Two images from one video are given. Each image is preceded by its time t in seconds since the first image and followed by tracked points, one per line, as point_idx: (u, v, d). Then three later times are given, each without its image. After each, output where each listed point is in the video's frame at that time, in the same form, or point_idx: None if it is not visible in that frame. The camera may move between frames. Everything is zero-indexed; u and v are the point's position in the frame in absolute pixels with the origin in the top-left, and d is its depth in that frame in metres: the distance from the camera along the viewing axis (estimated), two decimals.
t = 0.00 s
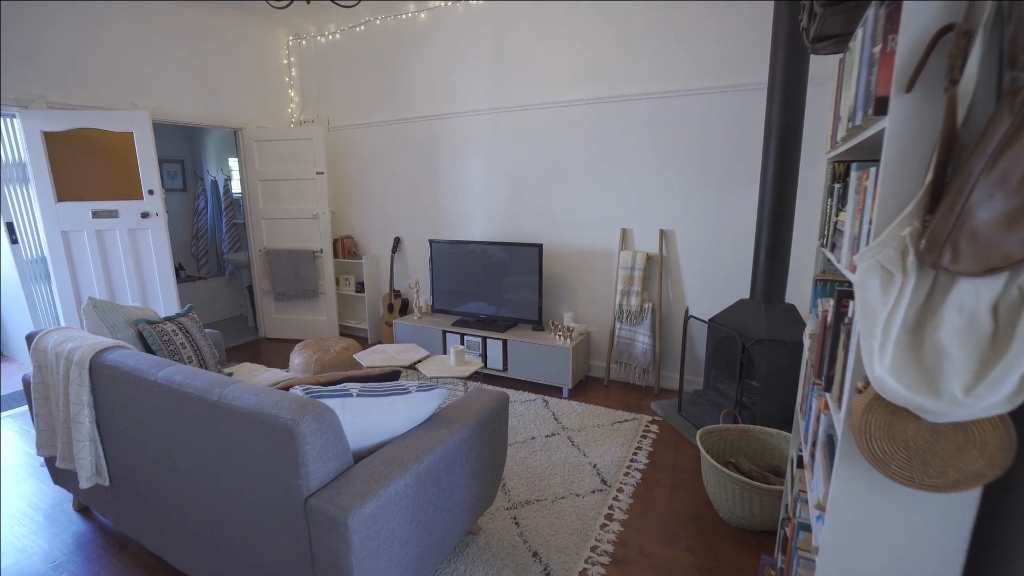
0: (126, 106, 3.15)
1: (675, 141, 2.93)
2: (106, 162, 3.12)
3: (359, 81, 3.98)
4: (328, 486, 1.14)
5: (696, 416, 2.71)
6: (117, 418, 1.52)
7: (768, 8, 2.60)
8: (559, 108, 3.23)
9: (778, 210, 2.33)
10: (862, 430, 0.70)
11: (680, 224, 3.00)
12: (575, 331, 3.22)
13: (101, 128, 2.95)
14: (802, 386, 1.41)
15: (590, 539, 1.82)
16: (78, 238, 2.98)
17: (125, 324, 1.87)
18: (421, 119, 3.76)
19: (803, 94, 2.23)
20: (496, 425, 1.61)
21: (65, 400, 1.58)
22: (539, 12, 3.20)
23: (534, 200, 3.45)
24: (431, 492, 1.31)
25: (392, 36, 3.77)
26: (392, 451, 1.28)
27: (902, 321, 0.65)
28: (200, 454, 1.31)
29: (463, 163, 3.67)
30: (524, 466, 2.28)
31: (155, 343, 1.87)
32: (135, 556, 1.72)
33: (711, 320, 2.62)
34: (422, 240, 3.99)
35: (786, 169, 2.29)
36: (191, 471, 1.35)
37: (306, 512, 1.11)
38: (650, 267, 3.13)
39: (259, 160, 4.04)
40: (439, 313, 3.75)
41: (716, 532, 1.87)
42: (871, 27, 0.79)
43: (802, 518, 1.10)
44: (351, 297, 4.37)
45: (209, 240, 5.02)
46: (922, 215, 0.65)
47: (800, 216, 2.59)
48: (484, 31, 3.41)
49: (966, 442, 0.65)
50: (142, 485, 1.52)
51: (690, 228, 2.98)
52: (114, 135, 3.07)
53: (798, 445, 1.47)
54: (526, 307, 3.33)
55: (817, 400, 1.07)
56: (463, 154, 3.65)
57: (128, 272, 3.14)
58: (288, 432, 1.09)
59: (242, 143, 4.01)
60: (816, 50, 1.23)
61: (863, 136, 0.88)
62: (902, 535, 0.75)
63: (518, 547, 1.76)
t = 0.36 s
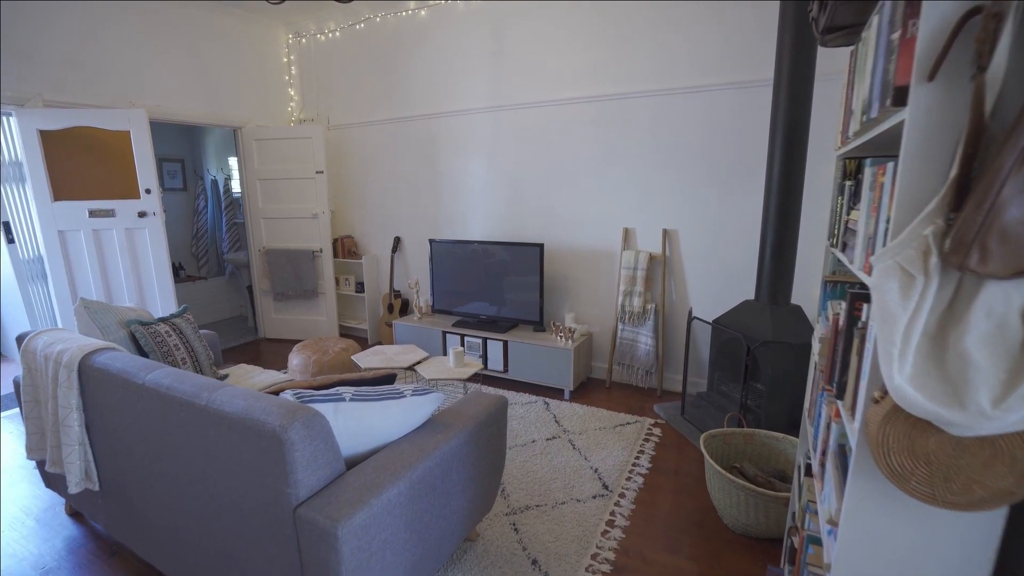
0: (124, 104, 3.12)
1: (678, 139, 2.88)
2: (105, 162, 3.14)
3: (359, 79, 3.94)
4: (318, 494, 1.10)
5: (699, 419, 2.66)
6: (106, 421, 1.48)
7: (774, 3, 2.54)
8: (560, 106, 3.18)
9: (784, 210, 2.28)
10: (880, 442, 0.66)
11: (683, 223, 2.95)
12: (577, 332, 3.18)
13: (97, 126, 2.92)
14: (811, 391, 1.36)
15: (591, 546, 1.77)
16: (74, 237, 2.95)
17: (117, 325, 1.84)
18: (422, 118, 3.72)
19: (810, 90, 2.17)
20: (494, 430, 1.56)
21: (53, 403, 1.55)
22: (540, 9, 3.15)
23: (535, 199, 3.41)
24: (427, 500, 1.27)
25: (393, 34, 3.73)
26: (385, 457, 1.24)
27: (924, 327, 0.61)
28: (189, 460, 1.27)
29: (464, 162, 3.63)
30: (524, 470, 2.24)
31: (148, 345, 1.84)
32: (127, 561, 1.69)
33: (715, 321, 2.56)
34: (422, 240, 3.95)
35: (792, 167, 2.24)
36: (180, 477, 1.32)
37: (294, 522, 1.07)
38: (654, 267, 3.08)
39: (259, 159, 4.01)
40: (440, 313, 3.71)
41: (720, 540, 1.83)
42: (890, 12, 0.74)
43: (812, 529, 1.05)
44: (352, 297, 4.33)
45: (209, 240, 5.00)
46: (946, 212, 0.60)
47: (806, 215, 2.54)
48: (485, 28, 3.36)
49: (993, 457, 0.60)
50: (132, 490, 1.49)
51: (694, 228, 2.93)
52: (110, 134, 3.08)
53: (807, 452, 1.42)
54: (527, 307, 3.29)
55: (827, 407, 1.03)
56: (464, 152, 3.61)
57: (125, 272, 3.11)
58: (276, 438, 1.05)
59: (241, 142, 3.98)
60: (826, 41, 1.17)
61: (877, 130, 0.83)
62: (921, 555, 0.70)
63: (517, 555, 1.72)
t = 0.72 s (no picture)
0: (122, 103, 3.09)
1: (682, 137, 2.82)
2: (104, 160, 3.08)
3: (360, 77, 3.91)
4: (307, 504, 1.05)
5: (703, 423, 2.61)
6: (95, 426, 1.45)
7: None
8: (562, 104, 3.14)
9: (791, 210, 2.23)
10: (901, 459, 0.61)
11: (687, 223, 2.90)
12: (578, 334, 3.14)
13: (94, 125, 2.90)
14: (820, 398, 1.31)
15: (592, 554, 1.73)
16: (71, 237, 2.93)
17: (109, 327, 1.81)
18: (422, 116, 3.68)
19: (817, 87, 2.12)
20: (492, 436, 1.52)
21: (42, 407, 1.52)
22: (542, 6, 3.11)
23: (537, 199, 3.36)
24: (421, 509, 1.22)
25: (393, 32, 3.69)
26: (378, 465, 1.20)
27: (949, 336, 0.56)
28: (176, 467, 1.24)
29: (465, 161, 3.59)
30: (524, 475, 2.19)
31: (140, 347, 1.80)
32: (118, 568, 1.66)
33: (720, 324, 2.51)
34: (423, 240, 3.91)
35: (799, 167, 2.19)
36: (169, 484, 1.28)
37: (282, 533, 1.03)
38: (657, 268, 3.03)
39: (259, 159, 3.98)
40: (440, 314, 3.67)
41: (725, 549, 1.78)
42: None
43: (822, 545, 1.01)
44: (352, 298, 4.30)
45: (210, 240, 4.98)
46: (974, 211, 0.56)
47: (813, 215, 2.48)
48: (486, 26, 3.32)
49: None
50: (121, 497, 1.45)
51: (698, 228, 2.87)
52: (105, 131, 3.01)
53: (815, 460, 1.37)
54: (528, 308, 3.25)
55: (838, 416, 0.98)
56: (465, 152, 3.56)
57: (123, 272, 3.09)
58: (263, 447, 1.01)
59: (241, 141, 3.95)
60: (837, 33, 1.12)
61: (894, 124, 0.78)
62: None
63: (516, 563, 1.67)
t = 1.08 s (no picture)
0: (120, 102, 3.07)
1: (686, 136, 2.77)
2: (100, 160, 3.06)
3: (360, 76, 3.87)
4: (294, 516, 1.01)
5: (707, 428, 2.56)
6: (81, 431, 1.41)
7: None
8: (564, 103, 3.09)
9: (798, 210, 2.18)
10: (920, 479, 0.56)
11: (691, 223, 2.85)
12: (580, 336, 3.09)
13: (92, 124, 2.88)
14: (829, 405, 1.27)
15: (591, 564, 1.68)
16: (68, 236, 2.91)
17: (100, 328, 1.77)
18: (423, 116, 3.64)
19: (824, 84, 2.07)
20: (489, 442, 1.48)
21: (28, 410, 1.49)
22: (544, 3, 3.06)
23: (538, 199, 3.32)
24: (414, 519, 1.18)
25: (393, 30, 3.65)
26: (369, 475, 1.16)
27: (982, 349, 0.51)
28: (162, 475, 1.20)
29: (466, 161, 3.55)
30: (523, 481, 2.15)
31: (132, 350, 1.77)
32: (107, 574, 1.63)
33: (724, 326, 2.46)
34: (423, 240, 3.87)
35: (806, 166, 2.14)
36: (155, 492, 1.24)
37: (267, 546, 0.99)
38: (660, 269, 2.98)
39: (258, 158, 3.95)
40: (440, 316, 3.63)
41: (728, 558, 1.73)
42: None
43: (833, 561, 0.96)
44: (352, 298, 4.27)
45: (210, 240, 4.96)
46: (1006, 211, 0.51)
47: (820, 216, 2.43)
48: (488, 24, 3.28)
49: None
50: (108, 503, 1.42)
51: (702, 228, 2.82)
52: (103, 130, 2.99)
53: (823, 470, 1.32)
54: (529, 310, 3.21)
55: (850, 427, 0.93)
56: (466, 151, 3.53)
57: (120, 273, 3.07)
58: (246, 456, 0.97)
59: (241, 140, 3.93)
60: (847, 25, 1.08)
61: (910, 119, 0.73)
62: None
63: (514, 573, 1.63)
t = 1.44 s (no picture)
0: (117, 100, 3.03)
1: (691, 134, 2.71)
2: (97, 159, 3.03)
3: (361, 74, 3.82)
4: (277, 531, 0.96)
5: (712, 433, 2.50)
6: (65, 437, 1.37)
7: None
8: (567, 100, 3.03)
9: (807, 211, 2.11)
10: (955, 512, 0.50)
11: (696, 224, 2.78)
12: (582, 338, 3.03)
13: (88, 123, 2.84)
14: (842, 416, 1.21)
15: None
16: (64, 236, 2.89)
17: (89, 331, 1.73)
18: (424, 114, 3.59)
19: (835, 80, 2.00)
20: (486, 450, 1.42)
21: (11, 415, 1.45)
22: None
23: (541, 199, 3.26)
24: (405, 533, 1.13)
25: (394, 27, 3.60)
26: (357, 486, 1.10)
27: None
28: (143, 485, 1.15)
29: (467, 160, 3.49)
30: (523, 488, 2.09)
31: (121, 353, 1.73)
32: None
33: (730, 329, 2.39)
34: (424, 240, 3.83)
35: (816, 165, 2.07)
36: (136, 502, 1.20)
37: (247, 563, 0.93)
38: (664, 270, 2.92)
39: (258, 157, 3.92)
40: (441, 317, 3.58)
41: (734, 571, 1.67)
42: None
43: None
44: (352, 299, 4.23)
45: (212, 240, 4.94)
46: None
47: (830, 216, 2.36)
48: (489, 21, 3.22)
49: None
50: (92, 511, 1.37)
51: (707, 229, 2.75)
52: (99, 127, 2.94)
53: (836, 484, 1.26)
54: (531, 312, 3.15)
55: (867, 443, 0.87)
56: (467, 150, 3.48)
57: (117, 273, 3.03)
58: (225, 469, 0.92)
59: (240, 139, 3.89)
60: (863, 14, 1.02)
61: (938, 110, 0.67)
62: None
63: None
